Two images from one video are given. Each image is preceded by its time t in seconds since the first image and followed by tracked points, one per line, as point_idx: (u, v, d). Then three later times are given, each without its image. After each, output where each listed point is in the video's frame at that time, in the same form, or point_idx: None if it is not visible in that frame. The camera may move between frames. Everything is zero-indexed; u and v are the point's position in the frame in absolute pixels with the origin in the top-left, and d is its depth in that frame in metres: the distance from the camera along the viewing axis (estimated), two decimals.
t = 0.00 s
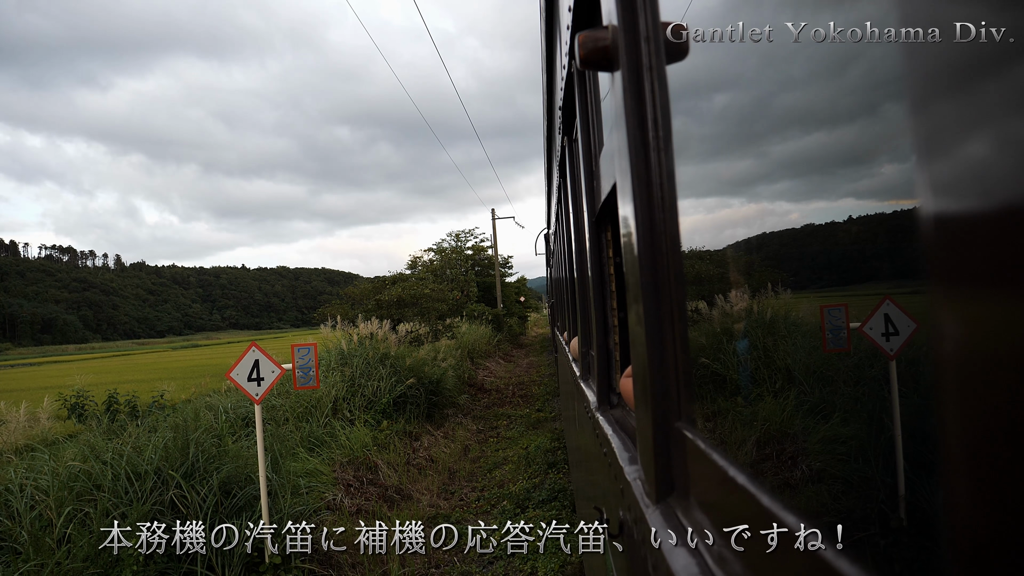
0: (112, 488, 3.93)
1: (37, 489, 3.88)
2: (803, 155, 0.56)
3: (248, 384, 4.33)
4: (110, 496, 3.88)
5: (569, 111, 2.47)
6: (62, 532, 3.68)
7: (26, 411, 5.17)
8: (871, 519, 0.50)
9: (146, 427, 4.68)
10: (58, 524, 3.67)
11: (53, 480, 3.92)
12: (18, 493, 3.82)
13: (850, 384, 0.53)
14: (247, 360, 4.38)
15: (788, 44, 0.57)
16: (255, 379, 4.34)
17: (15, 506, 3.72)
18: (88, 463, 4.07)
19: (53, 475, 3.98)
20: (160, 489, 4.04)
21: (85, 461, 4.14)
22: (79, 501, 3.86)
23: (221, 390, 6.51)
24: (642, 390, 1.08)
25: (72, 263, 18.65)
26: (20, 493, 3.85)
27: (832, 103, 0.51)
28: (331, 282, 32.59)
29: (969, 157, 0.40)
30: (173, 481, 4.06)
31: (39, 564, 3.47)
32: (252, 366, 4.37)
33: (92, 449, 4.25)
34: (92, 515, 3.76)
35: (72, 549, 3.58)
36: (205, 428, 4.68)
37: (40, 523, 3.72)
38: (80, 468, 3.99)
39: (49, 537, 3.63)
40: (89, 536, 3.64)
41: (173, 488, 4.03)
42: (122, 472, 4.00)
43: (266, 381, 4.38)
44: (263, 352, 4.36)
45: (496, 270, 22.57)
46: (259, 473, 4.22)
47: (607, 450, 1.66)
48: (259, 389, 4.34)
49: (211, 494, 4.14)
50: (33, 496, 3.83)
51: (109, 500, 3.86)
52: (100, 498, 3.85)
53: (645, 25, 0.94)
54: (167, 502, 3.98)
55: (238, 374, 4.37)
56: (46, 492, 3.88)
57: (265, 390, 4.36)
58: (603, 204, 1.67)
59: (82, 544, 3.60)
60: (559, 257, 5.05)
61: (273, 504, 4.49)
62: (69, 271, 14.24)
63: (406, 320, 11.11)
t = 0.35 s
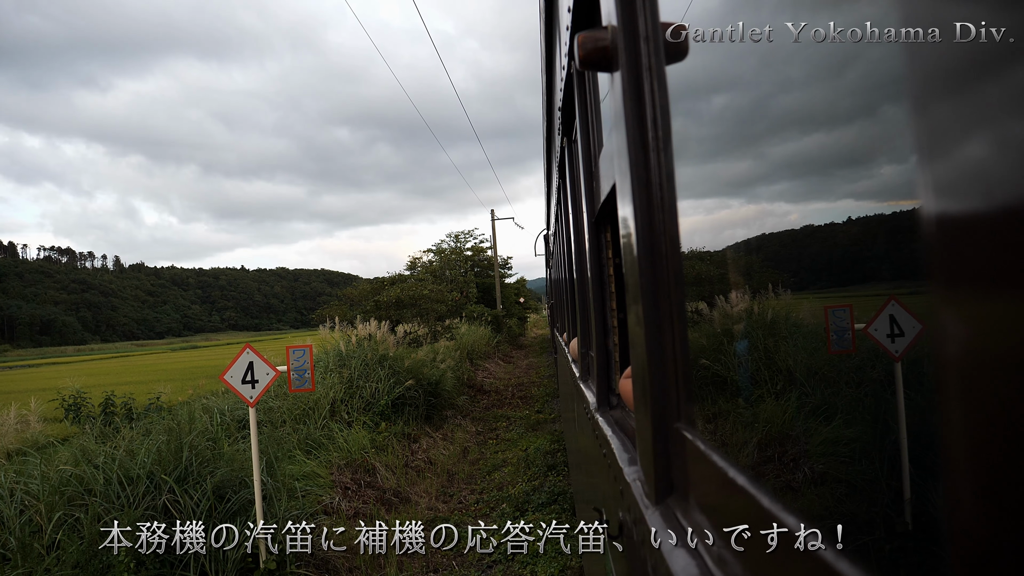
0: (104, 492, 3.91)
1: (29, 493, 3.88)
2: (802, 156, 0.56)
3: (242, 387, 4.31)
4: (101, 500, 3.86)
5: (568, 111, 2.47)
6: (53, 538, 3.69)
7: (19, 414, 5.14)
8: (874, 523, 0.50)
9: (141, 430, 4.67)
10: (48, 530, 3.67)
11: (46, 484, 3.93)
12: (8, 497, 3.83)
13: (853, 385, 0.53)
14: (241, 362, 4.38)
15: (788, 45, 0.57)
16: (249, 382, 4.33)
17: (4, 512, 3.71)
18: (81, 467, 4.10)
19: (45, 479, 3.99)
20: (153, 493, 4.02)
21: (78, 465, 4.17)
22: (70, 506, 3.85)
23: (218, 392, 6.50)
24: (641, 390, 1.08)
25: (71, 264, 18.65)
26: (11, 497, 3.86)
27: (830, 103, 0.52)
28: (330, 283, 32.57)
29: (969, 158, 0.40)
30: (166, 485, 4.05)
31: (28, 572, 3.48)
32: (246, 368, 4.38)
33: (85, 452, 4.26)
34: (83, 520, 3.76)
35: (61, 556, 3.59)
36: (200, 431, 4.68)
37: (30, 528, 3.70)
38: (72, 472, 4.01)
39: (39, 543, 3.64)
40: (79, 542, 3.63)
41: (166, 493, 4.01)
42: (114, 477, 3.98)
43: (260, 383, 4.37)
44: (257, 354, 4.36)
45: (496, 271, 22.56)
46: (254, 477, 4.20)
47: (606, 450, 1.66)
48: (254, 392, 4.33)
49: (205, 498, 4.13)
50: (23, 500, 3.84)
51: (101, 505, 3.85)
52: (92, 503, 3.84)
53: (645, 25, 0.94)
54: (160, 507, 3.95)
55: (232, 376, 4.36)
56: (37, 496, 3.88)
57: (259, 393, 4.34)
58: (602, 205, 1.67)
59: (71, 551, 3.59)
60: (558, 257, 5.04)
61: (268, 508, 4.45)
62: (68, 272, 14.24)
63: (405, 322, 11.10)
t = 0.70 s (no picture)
0: (93, 494, 3.89)
1: (16, 495, 3.84)
2: (799, 157, 0.56)
3: (236, 387, 4.31)
4: (90, 502, 3.84)
5: (566, 111, 2.47)
6: (40, 540, 3.65)
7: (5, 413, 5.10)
8: (877, 527, 0.49)
9: (132, 430, 4.65)
10: (35, 532, 3.63)
11: (34, 486, 3.89)
12: None
13: (853, 385, 0.52)
14: (234, 362, 4.37)
15: (786, 45, 0.56)
16: (242, 382, 4.32)
17: None
18: (70, 468, 4.07)
19: (33, 480, 3.94)
20: (143, 495, 4.00)
21: (67, 466, 4.14)
22: (59, 507, 3.83)
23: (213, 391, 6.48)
24: (638, 390, 1.07)
25: (68, 262, 18.62)
26: None
27: (828, 103, 0.51)
28: (327, 282, 32.53)
29: (966, 159, 0.40)
30: (156, 487, 4.03)
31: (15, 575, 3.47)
32: (239, 368, 4.37)
33: (74, 453, 4.23)
34: (71, 523, 3.74)
35: (48, 559, 3.56)
36: (192, 432, 4.66)
37: (17, 530, 3.66)
38: (61, 474, 3.99)
39: (25, 545, 3.61)
40: (67, 544, 3.62)
41: (156, 494, 3.99)
42: (104, 478, 3.97)
43: (252, 384, 4.34)
44: (249, 354, 4.35)
45: (494, 271, 22.55)
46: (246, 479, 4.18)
47: (604, 450, 1.66)
48: (246, 392, 4.31)
49: (196, 500, 4.11)
50: (11, 501, 3.80)
51: (90, 507, 3.83)
52: (80, 505, 3.81)
53: (643, 25, 0.93)
54: (150, 509, 3.93)
55: (225, 377, 4.35)
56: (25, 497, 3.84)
57: (251, 393, 4.32)
58: (599, 206, 1.67)
59: (57, 554, 3.57)
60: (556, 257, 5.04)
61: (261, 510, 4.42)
62: (65, 270, 14.22)
63: (402, 321, 11.09)
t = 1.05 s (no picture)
0: (84, 498, 3.89)
1: (4, 498, 3.83)
2: (798, 156, 0.56)
3: (228, 388, 4.30)
4: (80, 507, 3.84)
5: (566, 110, 2.47)
6: (27, 546, 3.63)
7: None
8: (884, 530, 0.49)
9: (124, 432, 4.64)
10: (23, 538, 3.62)
11: (22, 490, 3.88)
12: None
13: (851, 384, 0.53)
14: (226, 363, 4.36)
15: (787, 44, 0.56)
16: (235, 384, 4.31)
17: None
18: (59, 472, 4.05)
19: (21, 484, 3.93)
20: (134, 500, 3.99)
21: (57, 470, 4.13)
22: (47, 512, 3.83)
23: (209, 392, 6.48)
24: (638, 389, 1.08)
25: (66, 263, 18.64)
26: None
27: (828, 102, 0.51)
28: (325, 282, 32.52)
29: (966, 159, 0.40)
30: (147, 491, 4.03)
31: None
32: (231, 369, 4.36)
33: (63, 456, 4.22)
34: (60, 528, 3.74)
35: (35, 563, 3.54)
36: (185, 434, 4.68)
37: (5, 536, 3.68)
38: (50, 477, 3.96)
39: (12, 552, 3.60)
40: (55, 550, 3.61)
41: (148, 498, 3.98)
42: (95, 482, 3.96)
43: (246, 385, 4.35)
44: (243, 355, 4.33)
45: (494, 271, 22.53)
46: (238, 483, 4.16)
47: (604, 449, 1.66)
48: (239, 393, 4.31)
49: (188, 504, 4.11)
50: None
51: (80, 511, 3.82)
52: (69, 510, 3.81)
53: (643, 25, 0.93)
54: (140, 513, 3.91)
55: (217, 378, 4.32)
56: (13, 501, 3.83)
57: (245, 394, 4.31)
58: (598, 204, 1.67)
59: (45, 559, 3.54)
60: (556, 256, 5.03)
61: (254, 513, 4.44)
62: (63, 271, 14.23)
63: (400, 321, 11.09)
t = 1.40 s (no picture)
0: (84, 506, 3.87)
1: (4, 504, 3.77)
2: (807, 162, 0.56)
3: (230, 395, 4.31)
4: (79, 516, 3.81)
5: (576, 119, 2.48)
6: (25, 555, 3.56)
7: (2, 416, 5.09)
8: (907, 547, 0.46)
9: (126, 438, 4.64)
10: (20, 548, 3.54)
11: (22, 496, 3.81)
12: None
13: (864, 393, 0.52)
14: (228, 369, 4.34)
15: (788, 45, 0.58)
16: (237, 391, 4.32)
17: None
18: (60, 479, 4.01)
19: (21, 490, 3.86)
20: (133, 508, 4.00)
21: (58, 476, 4.10)
22: (46, 520, 3.76)
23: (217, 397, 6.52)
24: (648, 396, 1.07)
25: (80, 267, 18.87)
26: None
27: (837, 109, 0.51)
28: (337, 287, 32.74)
29: (976, 165, 0.40)
30: (147, 500, 4.04)
31: None
32: (233, 375, 4.35)
33: (64, 462, 4.19)
34: (59, 536, 3.69)
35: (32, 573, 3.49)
36: (188, 441, 4.71)
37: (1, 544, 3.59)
38: (51, 484, 3.92)
39: (9, 560, 3.55)
40: (53, 559, 3.56)
41: (147, 507, 3.99)
42: (95, 490, 3.96)
43: (248, 392, 4.36)
44: (245, 362, 4.32)
45: (503, 277, 22.54)
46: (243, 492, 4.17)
47: (613, 457, 1.66)
48: (241, 401, 4.32)
49: (189, 511, 4.14)
50: None
51: (80, 519, 3.80)
52: (69, 518, 3.77)
53: (652, 33, 0.94)
54: (139, 520, 3.92)
55: (219, 385, 4.30)
56: (12, 507, 3.77)
57: (247, 402, 4.33)
58: (608, 211, 1.67)
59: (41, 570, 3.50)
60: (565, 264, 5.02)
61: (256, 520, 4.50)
62: (76, 276, 14.41)
63: (409, 327, 11.12)
